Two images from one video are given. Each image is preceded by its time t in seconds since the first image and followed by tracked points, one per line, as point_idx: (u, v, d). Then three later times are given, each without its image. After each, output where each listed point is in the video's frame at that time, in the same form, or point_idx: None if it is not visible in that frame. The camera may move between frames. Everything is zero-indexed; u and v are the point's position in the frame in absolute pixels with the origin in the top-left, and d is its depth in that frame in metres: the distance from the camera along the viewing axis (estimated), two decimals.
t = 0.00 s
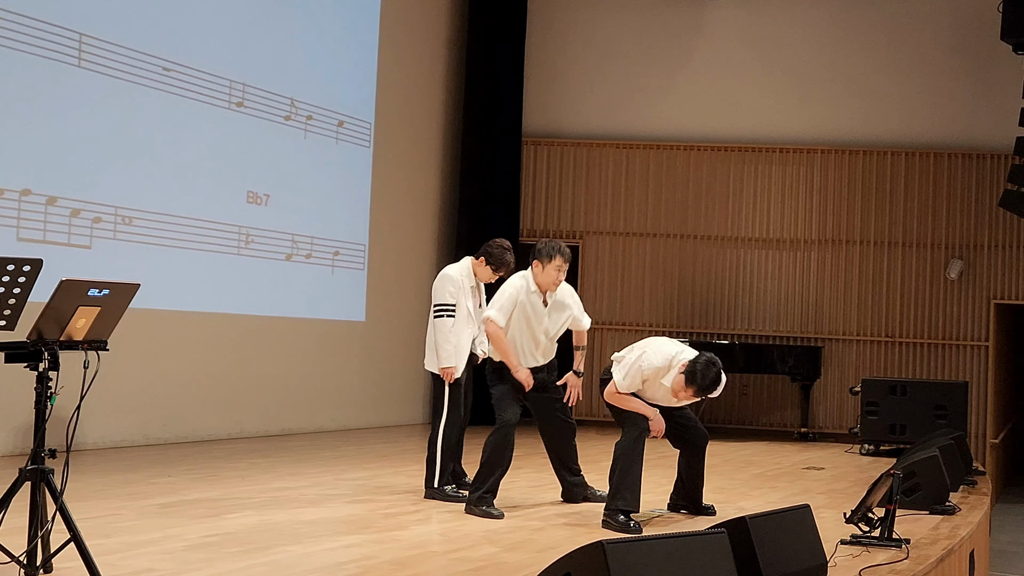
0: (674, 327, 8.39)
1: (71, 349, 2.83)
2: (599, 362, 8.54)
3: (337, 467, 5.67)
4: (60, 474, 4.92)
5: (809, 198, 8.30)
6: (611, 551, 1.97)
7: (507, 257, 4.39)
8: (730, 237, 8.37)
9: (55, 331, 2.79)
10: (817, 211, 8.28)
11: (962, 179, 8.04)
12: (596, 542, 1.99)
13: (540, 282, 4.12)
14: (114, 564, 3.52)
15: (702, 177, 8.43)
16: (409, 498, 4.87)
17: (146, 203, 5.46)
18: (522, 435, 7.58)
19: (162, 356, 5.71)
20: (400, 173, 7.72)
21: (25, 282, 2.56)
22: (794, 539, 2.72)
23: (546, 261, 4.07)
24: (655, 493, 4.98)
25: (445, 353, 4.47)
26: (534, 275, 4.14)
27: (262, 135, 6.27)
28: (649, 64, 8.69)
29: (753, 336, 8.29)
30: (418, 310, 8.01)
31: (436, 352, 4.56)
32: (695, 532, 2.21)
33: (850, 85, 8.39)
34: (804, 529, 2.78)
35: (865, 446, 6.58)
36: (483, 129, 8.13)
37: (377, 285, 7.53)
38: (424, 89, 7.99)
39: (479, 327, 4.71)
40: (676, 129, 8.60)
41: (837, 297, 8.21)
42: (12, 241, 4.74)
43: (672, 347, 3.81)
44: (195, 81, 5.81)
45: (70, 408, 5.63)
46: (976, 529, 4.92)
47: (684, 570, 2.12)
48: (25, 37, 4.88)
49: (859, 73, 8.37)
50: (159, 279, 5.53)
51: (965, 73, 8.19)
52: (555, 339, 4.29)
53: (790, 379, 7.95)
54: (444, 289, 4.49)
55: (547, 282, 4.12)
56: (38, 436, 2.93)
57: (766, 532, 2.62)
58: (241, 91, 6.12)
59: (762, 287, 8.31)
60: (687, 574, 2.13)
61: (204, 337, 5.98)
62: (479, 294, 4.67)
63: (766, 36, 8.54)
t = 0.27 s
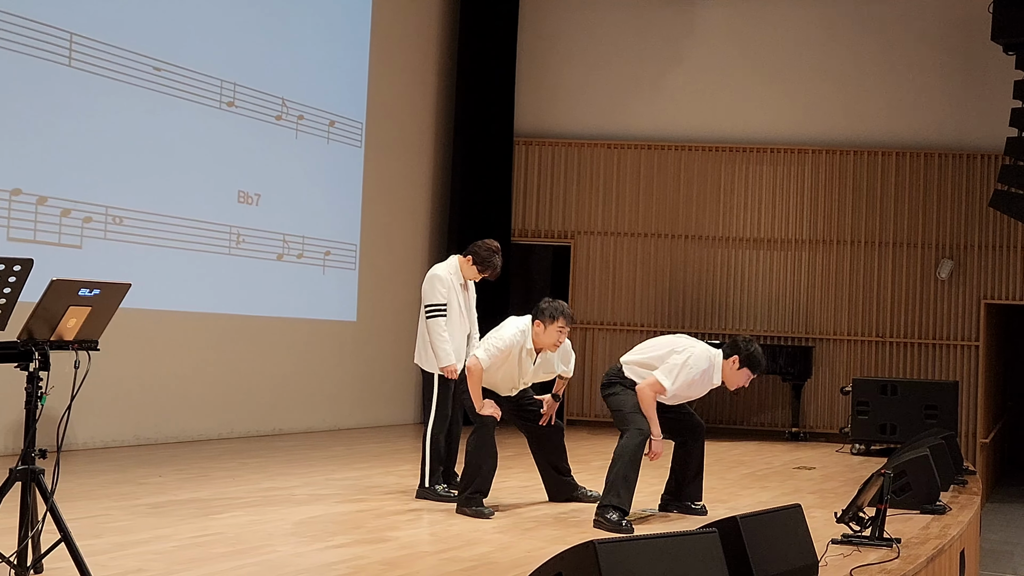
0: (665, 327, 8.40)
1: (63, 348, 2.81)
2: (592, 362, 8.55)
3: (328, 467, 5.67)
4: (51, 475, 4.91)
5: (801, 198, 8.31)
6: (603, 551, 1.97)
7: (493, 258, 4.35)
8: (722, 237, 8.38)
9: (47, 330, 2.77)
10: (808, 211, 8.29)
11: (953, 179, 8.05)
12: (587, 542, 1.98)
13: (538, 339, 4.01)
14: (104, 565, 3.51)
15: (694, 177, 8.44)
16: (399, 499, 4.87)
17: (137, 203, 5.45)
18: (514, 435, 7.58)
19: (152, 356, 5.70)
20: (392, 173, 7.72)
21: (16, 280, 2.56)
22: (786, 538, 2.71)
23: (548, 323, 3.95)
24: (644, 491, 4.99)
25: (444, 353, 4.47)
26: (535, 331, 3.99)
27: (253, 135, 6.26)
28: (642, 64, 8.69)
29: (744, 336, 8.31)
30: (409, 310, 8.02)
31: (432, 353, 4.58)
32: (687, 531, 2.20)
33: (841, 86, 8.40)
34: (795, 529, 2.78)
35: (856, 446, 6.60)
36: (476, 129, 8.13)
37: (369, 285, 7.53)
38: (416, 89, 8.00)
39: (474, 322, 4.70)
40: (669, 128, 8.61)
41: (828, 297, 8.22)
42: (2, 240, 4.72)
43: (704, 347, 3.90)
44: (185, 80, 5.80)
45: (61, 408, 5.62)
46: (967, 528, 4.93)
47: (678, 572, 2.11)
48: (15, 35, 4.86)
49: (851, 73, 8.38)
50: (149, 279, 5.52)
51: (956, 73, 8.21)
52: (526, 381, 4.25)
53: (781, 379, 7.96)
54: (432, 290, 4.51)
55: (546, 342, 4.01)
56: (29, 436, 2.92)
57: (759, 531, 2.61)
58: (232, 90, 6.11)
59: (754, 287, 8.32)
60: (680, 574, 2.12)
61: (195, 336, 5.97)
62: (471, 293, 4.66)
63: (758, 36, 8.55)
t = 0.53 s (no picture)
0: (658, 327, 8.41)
1: (53, 348, 2.80)
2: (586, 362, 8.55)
3: (319, 467, 5.67)
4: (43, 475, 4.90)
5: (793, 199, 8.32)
6: (595, 551, 1.96)
7: (481, 250, 4.43)
8: (715, 237, 8.38)
9: (37, 330, 2.76)
10: (800, 211, 8.30)
11: (945, 180, 8.07)
12: (579, 542, 1.97)
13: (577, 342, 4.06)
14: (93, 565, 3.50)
15: (687, 177, 8.44)
16: (390, 499, 4.86)
17: (129, 203, 5.44)
18: (507, 435, 7.58)
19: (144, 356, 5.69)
20: (385, 173, 7.71)
21: (5, 280, 2.55)
22: (777, 538, 2.71)
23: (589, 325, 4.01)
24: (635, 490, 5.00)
25: (433, 349, 4.44)
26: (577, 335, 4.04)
27: (245, 135, 6.26)
28: (635, 64, 8.70)
29: (737, 336, 8.31)
30: (403, 310, 8.02)
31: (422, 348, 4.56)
32: (681, 531, 2.19)
33: (834, 86, 8.41)
34: (787, 529, 2.78)
35: (848, 446, 6.61)
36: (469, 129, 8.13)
37: (361, 285, 7.53)
38: (409, 89, 7.99)
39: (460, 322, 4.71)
40: (662, 129, 8.62)
41: (821, 297, 8.23)
42: None
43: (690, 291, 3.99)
44: (177, 80, 5.79)
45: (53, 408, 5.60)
46: (959, 527, 4.93)
47: (671, 573, 2.10)
48: (6, 34, 4.85)
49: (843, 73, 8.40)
50: (141, 278, 5.51)
51: (948, 74, 8.22)
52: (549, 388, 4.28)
53: (774, 379, 7.97)
54: (420, 286, 4.51)
55: (582, 346, 4.07)
56: (19, 437, 2.91)
57: (750, 530, 2.61)
58: (224, 90, 6.11)
59: (746, 286, 8.33)
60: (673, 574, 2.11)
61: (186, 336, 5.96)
62: (456, 290, 4.68)
63: (751, 36, 8.56)
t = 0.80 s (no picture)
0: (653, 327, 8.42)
1: (47, 349, 2.78)
2: (579, 362, 8.55)
3: (314, 466, 5.67)
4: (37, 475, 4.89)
5: (788, 199, 8.32)
6: (590, 550, 1.96)
7: (473, 246, 4.44)
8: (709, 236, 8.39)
9: (32, 330, 2.74)
10: (795, 211, 8.31)
11: (940, 180, 8.07)
12: (573, 542, 1.97)
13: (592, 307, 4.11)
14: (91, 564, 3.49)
15: (682, 177, 8.45)
16: (384, 498, 4.85)
17: (124, 203, 5.43)
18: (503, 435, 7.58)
19: (138, 356, 5.69)
20: (379, 173, 7.71)
21: None
22: (773, 538, 2.71)
23: (600, 288, 4.05)
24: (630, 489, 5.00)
25: (420, 350, 4.46)
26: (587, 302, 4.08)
27: (240, 135, 6.26)
28: (630, 64, 8.70)
29: (731, 336, 8.33)
30: (399, 310, 8.01)
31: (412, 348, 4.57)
32: (676, 530, 2.20)
33: (829, 86, 8.42)
34: (783, 529, 2.78)
35: (842, 445, 6.62)
36: (464, 129, 8.14)
37: (357, 285, 7.52)
38: (404, 88, 7.99)
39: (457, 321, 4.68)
40: (657, 129, 8.62)
41: (815, 297, 8.24)
42: None
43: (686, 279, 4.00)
44: (171, 79, 5.77)
45: (47, 408, 5.60)
46: (954, 527, 4.94)
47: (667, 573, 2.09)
48: None
49: (838, 73, 8.40)
50: (135, 278, 5.51)
51: (942, 73, 8.23)
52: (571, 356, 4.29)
53: (768, 379, 7.98)
54: (412, 284, 4.52)
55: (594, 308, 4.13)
56: (12, 437, 2.90)
57: (745, 530, 2.61)
58: (219, 89, 6.10)
59: (741, 287, 8.34)
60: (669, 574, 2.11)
61: (181, 336, 5.95)
62: (452, 288, 4.66)
63: (746, 36, 8.56)
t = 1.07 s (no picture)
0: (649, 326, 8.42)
1: (44, 349, 2.78)
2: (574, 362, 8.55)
3: (311, 466, 5.67)
4: (33, 475, 4.88)
5: (785, 199, 8.33)
6: (586, 550, 1.96)
7: (468, 241, 4.51)
8: (706, 236, 8.39)
9: (28, 330, 2.74)
10: (791, 211, 8.31)
11: (936, 180, 8.08)
12: (569, 542, 1.97)
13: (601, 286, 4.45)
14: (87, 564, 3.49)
15: (678, 177, 8.45)
16: (380, 498, 4.85)
17: (120, 202, 5.43)
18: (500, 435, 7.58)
19: (133, 356, 5.69)
20: (376, 173, 7.72)
21: None
22: (769, 538, 2.71)
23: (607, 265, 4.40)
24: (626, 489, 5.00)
25: (420, 350, 4.45)
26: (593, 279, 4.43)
27: (236, 134, 6.25)
28: (627, 64, 8.70)
29: (727, 336, 8.33)
30: (395, 310, 8.02)
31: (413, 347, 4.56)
32: (672, 529, 2.19)
33: (826, 86, 8.42)
34: (779, 530, 2.79)
35: (838, 445, 6.63)
36: (461, 129, 8.14)
37: (353, 285, 7.52)
38: (400, 89, 7.99)
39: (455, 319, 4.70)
40: (653, 129, 8.63)
41: (811, 297, 8.25)
42: None
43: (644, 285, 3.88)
44: (166, 78, 5.77)
45: (43, 408, 5.59)
46: (950, 526, 4.95)
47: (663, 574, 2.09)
48: None
49: (834, 73, 8.41)
50: (131, 278, 5.50)
51: (938, 74, 8.24)
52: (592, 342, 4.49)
53: (765, 379, 7.98)
54: (411, 283, 4.52)
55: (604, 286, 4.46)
56: (8, 437, 2.90)
57: (742, 530, 2.61)
58: (215, 89, 6.10)
59: (737, 287, 8.34)
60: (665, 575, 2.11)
61: (177, 336, 5.95)
62: (449, 287, 4.67)
63: (742, 36, 8.56)
